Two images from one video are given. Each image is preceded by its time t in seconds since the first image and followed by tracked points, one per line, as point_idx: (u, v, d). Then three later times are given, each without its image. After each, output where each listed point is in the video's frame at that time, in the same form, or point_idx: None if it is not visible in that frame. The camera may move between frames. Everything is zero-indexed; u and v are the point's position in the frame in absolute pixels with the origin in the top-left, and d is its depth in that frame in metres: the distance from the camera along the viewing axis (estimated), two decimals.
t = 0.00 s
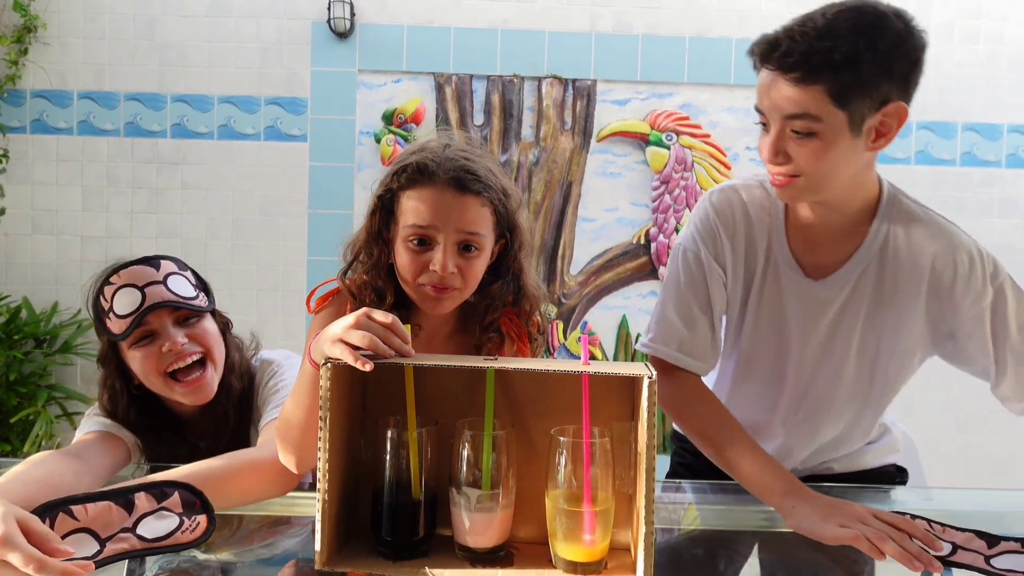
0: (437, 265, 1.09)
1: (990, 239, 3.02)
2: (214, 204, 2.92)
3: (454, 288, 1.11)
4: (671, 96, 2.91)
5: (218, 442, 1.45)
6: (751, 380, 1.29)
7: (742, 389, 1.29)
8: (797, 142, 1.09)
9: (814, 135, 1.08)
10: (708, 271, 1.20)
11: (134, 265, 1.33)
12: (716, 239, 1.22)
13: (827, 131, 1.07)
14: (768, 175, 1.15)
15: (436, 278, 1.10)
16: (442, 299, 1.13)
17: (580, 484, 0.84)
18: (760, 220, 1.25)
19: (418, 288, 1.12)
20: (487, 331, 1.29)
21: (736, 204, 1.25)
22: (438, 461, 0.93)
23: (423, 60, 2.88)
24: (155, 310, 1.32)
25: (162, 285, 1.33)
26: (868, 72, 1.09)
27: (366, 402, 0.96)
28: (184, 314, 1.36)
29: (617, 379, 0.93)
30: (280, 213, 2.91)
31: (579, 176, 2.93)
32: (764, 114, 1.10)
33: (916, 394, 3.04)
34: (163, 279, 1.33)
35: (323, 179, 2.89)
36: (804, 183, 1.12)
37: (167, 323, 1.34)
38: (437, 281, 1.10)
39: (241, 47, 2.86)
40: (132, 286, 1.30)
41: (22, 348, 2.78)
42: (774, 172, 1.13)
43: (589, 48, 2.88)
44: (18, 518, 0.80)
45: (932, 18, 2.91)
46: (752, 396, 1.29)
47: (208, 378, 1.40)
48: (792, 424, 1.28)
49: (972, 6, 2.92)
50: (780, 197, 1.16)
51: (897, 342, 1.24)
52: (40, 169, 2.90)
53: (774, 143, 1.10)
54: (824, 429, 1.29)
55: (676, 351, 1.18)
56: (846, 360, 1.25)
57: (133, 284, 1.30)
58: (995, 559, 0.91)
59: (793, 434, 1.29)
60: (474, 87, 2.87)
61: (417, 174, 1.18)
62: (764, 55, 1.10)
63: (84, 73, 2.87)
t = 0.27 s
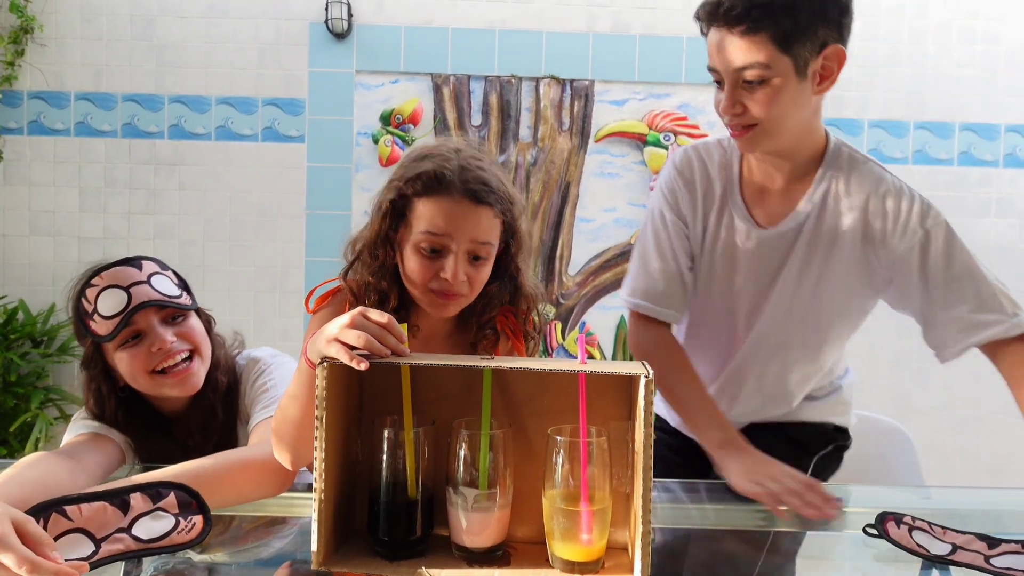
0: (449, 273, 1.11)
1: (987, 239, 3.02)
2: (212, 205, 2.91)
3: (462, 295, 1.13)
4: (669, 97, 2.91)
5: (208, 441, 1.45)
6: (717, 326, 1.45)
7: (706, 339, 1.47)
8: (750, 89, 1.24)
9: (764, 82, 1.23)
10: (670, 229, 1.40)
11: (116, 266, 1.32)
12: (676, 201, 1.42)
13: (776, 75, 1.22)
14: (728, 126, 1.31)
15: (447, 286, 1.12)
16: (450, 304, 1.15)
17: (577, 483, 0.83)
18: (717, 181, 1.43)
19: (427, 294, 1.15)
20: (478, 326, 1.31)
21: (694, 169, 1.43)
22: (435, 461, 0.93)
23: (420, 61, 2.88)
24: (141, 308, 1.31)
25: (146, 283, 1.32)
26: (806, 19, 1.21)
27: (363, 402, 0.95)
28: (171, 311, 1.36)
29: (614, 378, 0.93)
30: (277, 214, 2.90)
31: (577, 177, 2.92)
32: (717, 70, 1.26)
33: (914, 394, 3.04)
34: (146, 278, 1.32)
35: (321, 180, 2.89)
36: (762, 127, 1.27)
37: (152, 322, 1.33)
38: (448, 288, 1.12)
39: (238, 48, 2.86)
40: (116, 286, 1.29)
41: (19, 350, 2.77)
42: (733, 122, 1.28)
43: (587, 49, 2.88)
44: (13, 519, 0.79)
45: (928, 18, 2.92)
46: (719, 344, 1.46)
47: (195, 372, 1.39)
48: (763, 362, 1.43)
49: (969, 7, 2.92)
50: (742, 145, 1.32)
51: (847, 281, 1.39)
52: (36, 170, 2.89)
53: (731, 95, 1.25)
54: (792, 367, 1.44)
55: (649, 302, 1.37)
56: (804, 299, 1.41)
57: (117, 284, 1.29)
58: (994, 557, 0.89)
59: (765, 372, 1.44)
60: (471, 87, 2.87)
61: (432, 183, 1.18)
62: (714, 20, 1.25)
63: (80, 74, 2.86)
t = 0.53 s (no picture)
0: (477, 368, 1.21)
1: (984, 238, 3.02)
2: (208, 206, 2.91)
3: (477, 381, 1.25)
4: (665, 97, 2.92)
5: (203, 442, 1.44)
6: (689, 301, 1.44)
7: (678, 314, 1.45)
8: (735, 74, 1.22)
9: (748, 65, 1.21)
10: (643, 201, 1.42)
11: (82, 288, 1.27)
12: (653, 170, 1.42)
13: (760, 58, 1.21)
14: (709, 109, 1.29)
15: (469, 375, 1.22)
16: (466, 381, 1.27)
17: (574, 483, 0.83)
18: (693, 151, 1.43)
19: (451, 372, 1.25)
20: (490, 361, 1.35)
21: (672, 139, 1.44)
22: (432, 462, 0.93)
23: (417, 62, 2.88)
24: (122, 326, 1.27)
25: (120, 300, 1.28)
26: None
27: (360, 403, 0.95)
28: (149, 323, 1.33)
29: (612, 377, 0.93)
30: (274, 214, 2.90)
31: (574, 177, 2.92)
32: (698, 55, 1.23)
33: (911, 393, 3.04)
34: (118, 295, 1.29)
35: (318, 181, 2.89)
36: (744, 110, 1.26)
37: (135, 338, 1.30)
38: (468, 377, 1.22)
39: (234, 48, 2.85)
40: (90, 308, 1.25)
41: (16, 351, 2.77)
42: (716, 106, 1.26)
43: (583, 49, 2.88)
44: (8, 521, 0.79)
45: (924, 18, 2.93)
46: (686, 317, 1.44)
47: (185, 378, 1.38)
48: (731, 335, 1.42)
49: (965, 7, 2.93)
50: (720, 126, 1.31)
51: (809, 251, 1.39)
52: (33, 172, 2.89)
53: (715, 79, 1.23)
54: (762, 342, 1.42)
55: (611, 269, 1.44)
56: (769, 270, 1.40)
57: (92, 307, 1.25)
58: (961, 545, 0.91)
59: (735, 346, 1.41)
60: (468, 88, 2.87)
61: (488, 291, 1.22)
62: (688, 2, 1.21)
63: (77, 75, 2.86)
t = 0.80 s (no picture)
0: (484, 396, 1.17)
1: (978, 236, 3.03)
2: (202, 205, 2.90)
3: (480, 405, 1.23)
4: (660, 95, 2.92)
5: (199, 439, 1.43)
6: (687, 291, 1.40)
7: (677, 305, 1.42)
8: (767, 88, 1.17)
9: (781, 80, 1.17)
10: (648, 183, 1.36)
11: (63, 313, 1.22)
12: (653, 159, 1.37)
13: (793, 74, 1.16)
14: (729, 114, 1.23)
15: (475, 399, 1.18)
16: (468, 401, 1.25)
17: (569, 481, 0.83)
18: (693, 136, 1.37)
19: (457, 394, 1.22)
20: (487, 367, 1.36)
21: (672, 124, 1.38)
22: (426, 460, 0.93)
23: (412, 60, 2.87)
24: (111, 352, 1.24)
25: (104, 325, 1.24)
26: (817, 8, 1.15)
27: (354, 402, 0.95)
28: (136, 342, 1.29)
29: (605, 375, 0.93)
30: (269, 213, 2.89)
31: (569, 175, 2.92)
32: (729, 66, 1.17)
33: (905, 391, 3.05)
34: (102, 319, 1.24)
35: (312, 179, 2.88)
36: (766, 119, 1.22)
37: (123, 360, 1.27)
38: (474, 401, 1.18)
39: (228, 46, 2.84)
40: (75, 337, 1.21)
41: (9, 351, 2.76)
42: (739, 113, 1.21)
43: (579, 47, 2.88)
44: None
45: (919, 17, 2.94)
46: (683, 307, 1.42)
47: (175, 391, 1.36)
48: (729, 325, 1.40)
49: (959, 5, 2.94)
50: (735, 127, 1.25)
51: (813, 233, 1.33)
52: (25, 170, 2.87)
53: (745, 91, 1.17)
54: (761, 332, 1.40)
55: (616, 254, 1.37)
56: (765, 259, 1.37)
57: (77, 334, 1.21)
58: (916, 536, 0.91)
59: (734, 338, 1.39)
60: (463, 86, 2.87)
61: (510, 330, 1.16)
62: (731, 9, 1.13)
63: (70, 73, 2.85)
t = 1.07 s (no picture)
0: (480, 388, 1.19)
1: (965, 233, 3.05)
2: (191, 202, 2.88)
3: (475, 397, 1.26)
4: (651, 92, 2.92)
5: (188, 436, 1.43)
6: (692, 289, 1.35)
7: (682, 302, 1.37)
8: (798, 124, 1.11)
9: (812, 118, 1.10)
10: (658, 173, 1.28)
11: (45, 339, 1.20)
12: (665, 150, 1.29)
13: (825, 114, 1.10)
14: (749, 130, 1.17)
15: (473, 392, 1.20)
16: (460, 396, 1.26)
17: (557, 480, 0.83)
18: (707, 126, 1.29)
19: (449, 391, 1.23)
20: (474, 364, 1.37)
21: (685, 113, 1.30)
22: (414, 459, 0.93)
23: (402, 56, 2.86)
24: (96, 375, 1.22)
25: (87, 348, 1.22)
26: (870, 43, 1.05)
27: (341, 401, 0.95)
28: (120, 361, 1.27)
29: (593, 374, 0.93)
30: (259, 210, 2.88)
31: (560, 172, 2.92)
32: (762, 97, 1.09)
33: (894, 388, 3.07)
34: (85, 342, 1.22)
35: (302, 176, 2.87)
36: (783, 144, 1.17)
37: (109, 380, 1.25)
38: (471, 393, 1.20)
39: (216, 42, 2.82)
40: (58, 364, 1.19)
41: None
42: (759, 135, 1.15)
43: (569, 44, 2.88)
44: None
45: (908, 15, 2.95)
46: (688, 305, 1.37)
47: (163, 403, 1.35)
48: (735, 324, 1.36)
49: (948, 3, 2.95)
50: (750, 137, 1.19)
51: (827, 231, 1.28)
52: (12, 167, 2.85)
53: (774, 123, 1.11)
54: (766, 331, 1.36)
55: (622, 247, 1.29)
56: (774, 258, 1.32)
57: (60, 361, 1.20)
58: (902, 533, 0.92)
59: (736, 338, 1.36)
60: (454, 83, 2.86)
61: (501, 326, 1.17)
62: (780, 38, 1.03)
63: (57, 69, 2.83)
